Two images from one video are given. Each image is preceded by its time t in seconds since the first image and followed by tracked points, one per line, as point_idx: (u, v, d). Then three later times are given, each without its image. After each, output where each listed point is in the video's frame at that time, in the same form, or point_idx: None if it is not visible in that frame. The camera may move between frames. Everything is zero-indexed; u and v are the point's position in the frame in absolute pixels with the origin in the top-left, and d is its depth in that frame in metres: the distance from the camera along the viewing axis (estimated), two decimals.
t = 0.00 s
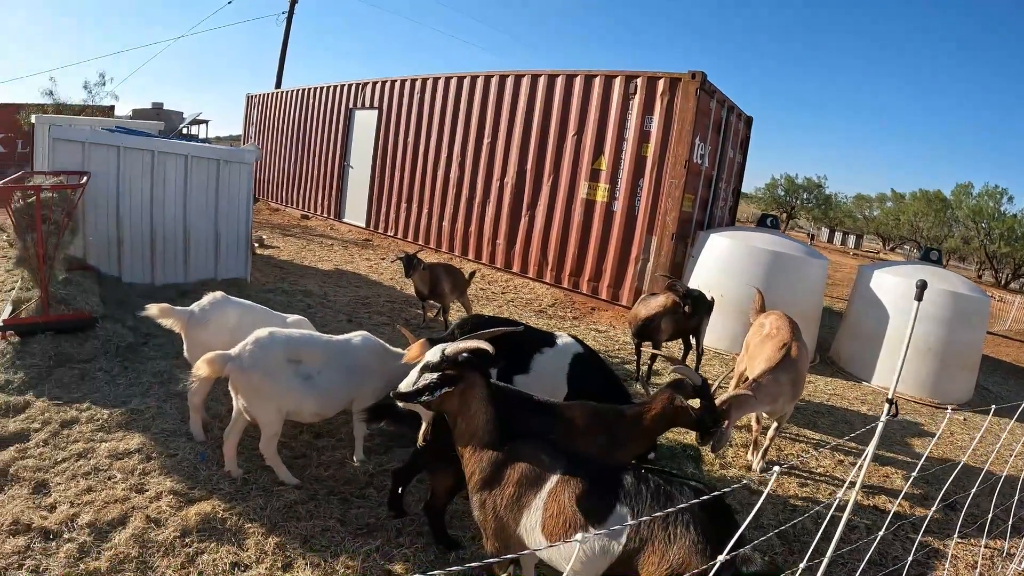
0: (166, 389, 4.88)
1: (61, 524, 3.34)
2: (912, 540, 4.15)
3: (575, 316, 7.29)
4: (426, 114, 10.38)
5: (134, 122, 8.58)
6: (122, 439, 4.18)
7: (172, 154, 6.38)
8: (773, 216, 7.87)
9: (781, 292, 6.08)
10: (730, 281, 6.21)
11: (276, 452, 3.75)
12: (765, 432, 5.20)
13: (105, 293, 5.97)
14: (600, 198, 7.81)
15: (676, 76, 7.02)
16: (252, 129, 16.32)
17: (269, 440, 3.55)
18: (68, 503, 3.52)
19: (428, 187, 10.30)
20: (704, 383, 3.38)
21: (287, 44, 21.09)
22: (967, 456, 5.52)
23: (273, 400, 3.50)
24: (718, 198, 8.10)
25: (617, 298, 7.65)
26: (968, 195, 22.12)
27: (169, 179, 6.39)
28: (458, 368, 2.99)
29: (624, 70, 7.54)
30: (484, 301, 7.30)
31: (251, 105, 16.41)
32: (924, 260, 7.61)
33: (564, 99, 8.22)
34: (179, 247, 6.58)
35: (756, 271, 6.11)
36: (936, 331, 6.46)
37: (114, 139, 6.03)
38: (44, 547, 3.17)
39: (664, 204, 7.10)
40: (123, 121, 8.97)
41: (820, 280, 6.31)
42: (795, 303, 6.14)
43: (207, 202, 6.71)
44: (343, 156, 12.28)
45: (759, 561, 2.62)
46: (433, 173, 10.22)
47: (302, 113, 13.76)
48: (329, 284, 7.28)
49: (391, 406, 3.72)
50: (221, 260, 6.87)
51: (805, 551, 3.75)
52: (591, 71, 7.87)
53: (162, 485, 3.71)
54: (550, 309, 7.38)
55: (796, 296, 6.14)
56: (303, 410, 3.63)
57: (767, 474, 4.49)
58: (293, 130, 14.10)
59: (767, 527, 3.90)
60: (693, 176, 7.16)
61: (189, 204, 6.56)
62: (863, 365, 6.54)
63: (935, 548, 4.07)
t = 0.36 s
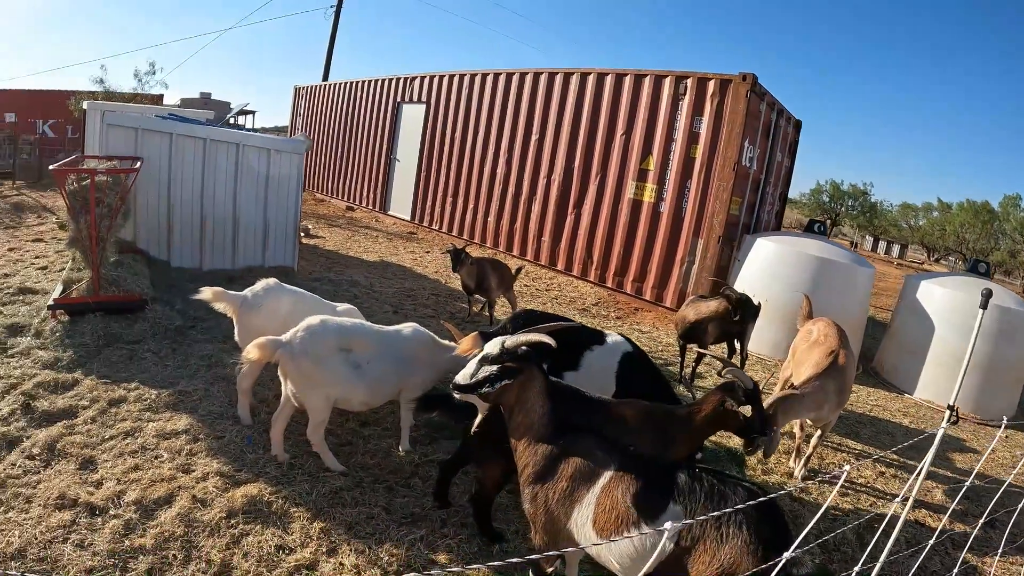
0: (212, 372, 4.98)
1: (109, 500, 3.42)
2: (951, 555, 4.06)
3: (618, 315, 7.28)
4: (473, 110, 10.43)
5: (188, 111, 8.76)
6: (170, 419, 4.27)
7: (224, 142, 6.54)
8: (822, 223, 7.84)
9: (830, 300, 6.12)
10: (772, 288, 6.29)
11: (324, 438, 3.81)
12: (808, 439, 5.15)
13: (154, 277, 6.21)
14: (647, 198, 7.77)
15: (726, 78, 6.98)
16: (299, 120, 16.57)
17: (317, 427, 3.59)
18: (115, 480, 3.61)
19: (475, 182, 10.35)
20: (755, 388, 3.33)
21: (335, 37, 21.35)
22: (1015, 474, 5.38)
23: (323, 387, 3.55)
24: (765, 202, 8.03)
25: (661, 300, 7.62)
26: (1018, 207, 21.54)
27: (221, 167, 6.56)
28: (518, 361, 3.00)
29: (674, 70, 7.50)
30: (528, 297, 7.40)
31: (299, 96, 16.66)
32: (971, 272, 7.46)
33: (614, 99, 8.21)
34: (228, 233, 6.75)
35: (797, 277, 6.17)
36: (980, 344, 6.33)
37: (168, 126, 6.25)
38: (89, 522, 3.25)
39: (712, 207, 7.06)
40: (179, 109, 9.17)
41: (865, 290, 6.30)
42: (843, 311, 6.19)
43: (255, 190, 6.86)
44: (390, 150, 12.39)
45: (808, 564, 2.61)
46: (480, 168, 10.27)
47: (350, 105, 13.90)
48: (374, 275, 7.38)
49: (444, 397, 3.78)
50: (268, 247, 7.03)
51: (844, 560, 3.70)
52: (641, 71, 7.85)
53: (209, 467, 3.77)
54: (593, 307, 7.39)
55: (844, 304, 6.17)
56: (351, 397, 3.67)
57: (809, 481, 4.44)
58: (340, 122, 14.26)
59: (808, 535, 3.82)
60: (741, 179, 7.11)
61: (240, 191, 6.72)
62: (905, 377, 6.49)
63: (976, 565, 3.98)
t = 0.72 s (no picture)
0: (254, 360, 5.06)
1: (151, 483, 3.49)
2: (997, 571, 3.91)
3: (657, 316, 7.27)
4: (515, 107, 10.45)
5: (235, 103, 8.93)
6: (211, 405, 4.34)
7: (270, 133, 6.69)
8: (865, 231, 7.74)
9: (875, 306, 6.18)
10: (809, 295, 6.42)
11: (366, 430, 3.86)
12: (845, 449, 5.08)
13: (199, 266, 6.36)
14: (689, 200, 7.72)
15: (772, 80, 6.90)
16: (340, 113, 16.76)
17: (360, 418, 3.65)
18: (157, 463, 3.68)
19: (516, 179, 10.37)
20: (801, 394, 3.15)
21: (377, 31, 21.54)
22: None
23: (367, 378, 3.60)
24: (807, 207, 7.94)
25: (700, 302, 7.56)
26: None
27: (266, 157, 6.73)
28: (570, 359, 3.06)
29: (720, 71, 7.44)
30: (570, 295, 7.51)
31: (341, 89, 16.85)
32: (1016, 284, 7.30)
33: (657, 98, 8.16)
34: (271, 224, 6.95)
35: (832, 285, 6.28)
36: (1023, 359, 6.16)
37: (214, 116, 6.39)
38: (130, 504, 3.31)
39: (754, 210, 6.99)
40: (226, 101, 9.33)
41: (904, 299, 6.28)
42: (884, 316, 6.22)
43: (297, 182, 7.01)
44: (431, 144, 12.45)
45: None
46: (521, 166, 10.27)
47: (391, 99, 14.02)
48: (414, 270, 7.48)
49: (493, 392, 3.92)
50: (310, 237, 7.21)
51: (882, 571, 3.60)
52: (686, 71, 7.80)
53: (250, 453, 3.83)
54: (632, 308, 7.40)
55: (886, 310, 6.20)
56: (393, 389, 3.72)
57: (846, 491, 4.36)
58: (381, 117, 14.40)
59: (846, 546, 3.71)
60: (785, 183, 7.04)
61: (284, 181, 6.89)
62: (943, 389, 6.36)
63: None
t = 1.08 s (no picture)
0: (277, 356, 5.11)
1: (174, 477, 3.53)
2: None
3: (676, 317, 7.29)
4: (535, 105, 10.45)
5: (258, 101, 9.00)
6: (234, 401, 4.38)
7: (292, 131, 6.73)
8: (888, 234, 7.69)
9: (895, 310, 6.23)
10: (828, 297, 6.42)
11: (388, 427, 3.89)
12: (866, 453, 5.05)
13: (220, 262, 6.41)
14: (709, 200, 7.70)
15: (794, 80, 6.87)
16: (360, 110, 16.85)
17: (383, 415, 3.68)
18: (180, 458, 3.72)
19: (535, 178, 10.38)
20: (825, 397, 3.32)
21: (397, 28, 21.61)
22: None
23: (390, 376, 3.62)
24: (828, 209, 7.91)
25: (720, 303, 7.55)
26: None
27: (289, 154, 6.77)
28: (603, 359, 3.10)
29: (742, 71, 7.41)
30: (593, 296, 7.52)
31: (361, 87, 16.93)
32: None
33: (679, 98, 8.14)
34: (293, 220, 6.99)
35: (851, 288, 6.31)
36: None
37: (237, 112, 6.51)
38: (153, 498, 3.35)
39: (775, 212, 6.97)
40: (248, 97, 9.41)
41: (922, 303, 6.34)
42: (902, 321, 6.27)
43: (319, 179, 7.06)
44: (451, 143, 12.48)
45: None
46: (541, 164, 10.28)
47: (410, 97, 14.07)
48: (435, 268, 7.53)
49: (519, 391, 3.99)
50: (331, 234, 7.26)
51: None
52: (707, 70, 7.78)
53: (273, 449, 3.86)
54: (651, 309, 7.41)
55: (905, 314, 6.27)
56: (416, 388, 3.74)
57: (866, 495, 4.34)
58: (400, 114, 14.45)
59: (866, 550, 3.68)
60: (806, 185, 7.01)
61: (306, 177, 6.94)
62: (962, 395, 6.32)
63: None
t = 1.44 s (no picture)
0: (289, 354, 5.14)
1: (187, 475, 3.55)
2: None
3: (685, 318, 7.30)
4: (545, 106, 10.45)
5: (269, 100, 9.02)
6: (246, 399, 4.40)
7: (303, 130, 6.78)
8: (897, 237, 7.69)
9: (905, 312, 6.23)
10: (839, 298, 6.42)
11: (401, 427, 3.91)
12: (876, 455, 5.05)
13: (231, 260, 6.43)
14: (719, 202, 7.70)
15: (805, 82, 6.87)
16: (370, 110, 16.88)
17: (396, 415, 3.70)
18: (192, 456, 3.74)
19: (544, 178, 10.39)
20: (841, 400, 3.41)
21: (406, 28, 21.63)
22: None
23: (403, 375, 3.64)
24: (838, 211, 7.91)
25: (729, 305, 7.55)
26: None
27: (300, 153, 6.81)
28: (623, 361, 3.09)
29: (752, 73, 7.41)
30: (597, 296, 7.55)
31: (370, 87, 16.97)
32: None
33: (690, 99, 8.14)
34: (303, 219, 7.05)
35: (862, 289, 6.31)
36: None
37: (249, 111, 6.52)
38: (166, 496, 3.37)
39: (785, 213, 6.97)
40: (259, 97, 9.43)
41: (930, 306, 6.35)
42: (912, 324, 6.28)
43: (330, 178, 7.10)
44: (461, 143, 12.49)
45: None
46: (551, 165, 10.29)
47: (420, 97, 14.09)
48: (444, 268, 7.55)
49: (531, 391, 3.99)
50: (341, 232, 7.32)
51: None
52: (718, 72, 7.78)
53: (285, 448, 3.88)
54: (659, 309, 7.42)
55: (914, 318, 6.28)
56: (428, 387, 3.76)
57: (876, 498, 4.34)
58: (410, 114, 14.48)
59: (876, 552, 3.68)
60: (817, 187, 7.02)
61: (316, 176, 6.98)
62: (971, 398, 6.31)
63: None
